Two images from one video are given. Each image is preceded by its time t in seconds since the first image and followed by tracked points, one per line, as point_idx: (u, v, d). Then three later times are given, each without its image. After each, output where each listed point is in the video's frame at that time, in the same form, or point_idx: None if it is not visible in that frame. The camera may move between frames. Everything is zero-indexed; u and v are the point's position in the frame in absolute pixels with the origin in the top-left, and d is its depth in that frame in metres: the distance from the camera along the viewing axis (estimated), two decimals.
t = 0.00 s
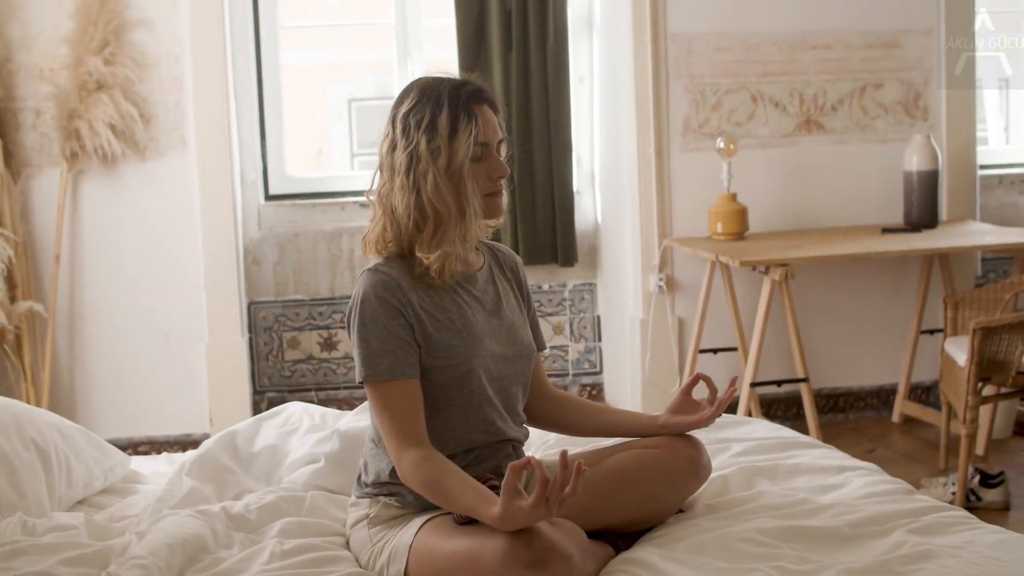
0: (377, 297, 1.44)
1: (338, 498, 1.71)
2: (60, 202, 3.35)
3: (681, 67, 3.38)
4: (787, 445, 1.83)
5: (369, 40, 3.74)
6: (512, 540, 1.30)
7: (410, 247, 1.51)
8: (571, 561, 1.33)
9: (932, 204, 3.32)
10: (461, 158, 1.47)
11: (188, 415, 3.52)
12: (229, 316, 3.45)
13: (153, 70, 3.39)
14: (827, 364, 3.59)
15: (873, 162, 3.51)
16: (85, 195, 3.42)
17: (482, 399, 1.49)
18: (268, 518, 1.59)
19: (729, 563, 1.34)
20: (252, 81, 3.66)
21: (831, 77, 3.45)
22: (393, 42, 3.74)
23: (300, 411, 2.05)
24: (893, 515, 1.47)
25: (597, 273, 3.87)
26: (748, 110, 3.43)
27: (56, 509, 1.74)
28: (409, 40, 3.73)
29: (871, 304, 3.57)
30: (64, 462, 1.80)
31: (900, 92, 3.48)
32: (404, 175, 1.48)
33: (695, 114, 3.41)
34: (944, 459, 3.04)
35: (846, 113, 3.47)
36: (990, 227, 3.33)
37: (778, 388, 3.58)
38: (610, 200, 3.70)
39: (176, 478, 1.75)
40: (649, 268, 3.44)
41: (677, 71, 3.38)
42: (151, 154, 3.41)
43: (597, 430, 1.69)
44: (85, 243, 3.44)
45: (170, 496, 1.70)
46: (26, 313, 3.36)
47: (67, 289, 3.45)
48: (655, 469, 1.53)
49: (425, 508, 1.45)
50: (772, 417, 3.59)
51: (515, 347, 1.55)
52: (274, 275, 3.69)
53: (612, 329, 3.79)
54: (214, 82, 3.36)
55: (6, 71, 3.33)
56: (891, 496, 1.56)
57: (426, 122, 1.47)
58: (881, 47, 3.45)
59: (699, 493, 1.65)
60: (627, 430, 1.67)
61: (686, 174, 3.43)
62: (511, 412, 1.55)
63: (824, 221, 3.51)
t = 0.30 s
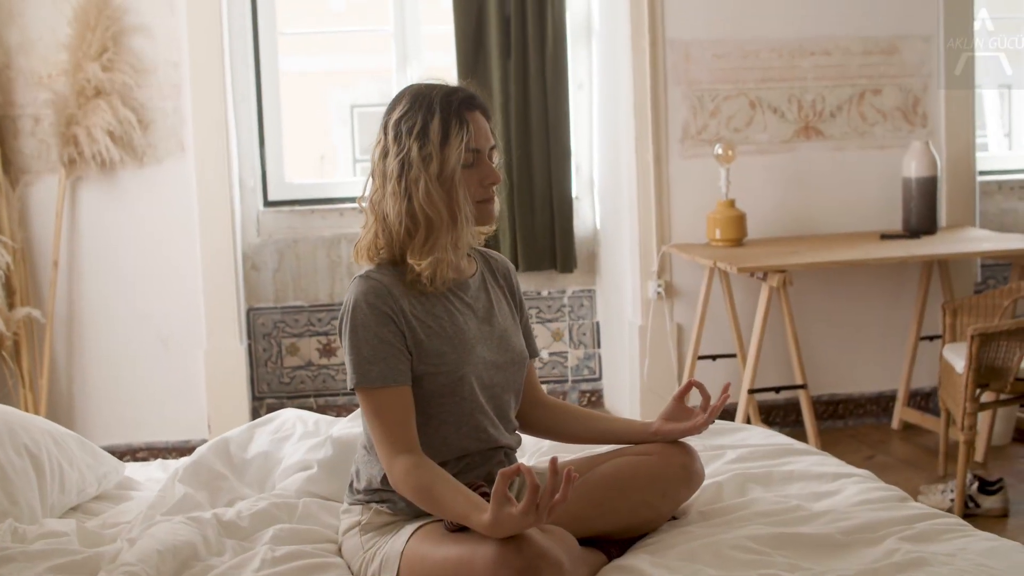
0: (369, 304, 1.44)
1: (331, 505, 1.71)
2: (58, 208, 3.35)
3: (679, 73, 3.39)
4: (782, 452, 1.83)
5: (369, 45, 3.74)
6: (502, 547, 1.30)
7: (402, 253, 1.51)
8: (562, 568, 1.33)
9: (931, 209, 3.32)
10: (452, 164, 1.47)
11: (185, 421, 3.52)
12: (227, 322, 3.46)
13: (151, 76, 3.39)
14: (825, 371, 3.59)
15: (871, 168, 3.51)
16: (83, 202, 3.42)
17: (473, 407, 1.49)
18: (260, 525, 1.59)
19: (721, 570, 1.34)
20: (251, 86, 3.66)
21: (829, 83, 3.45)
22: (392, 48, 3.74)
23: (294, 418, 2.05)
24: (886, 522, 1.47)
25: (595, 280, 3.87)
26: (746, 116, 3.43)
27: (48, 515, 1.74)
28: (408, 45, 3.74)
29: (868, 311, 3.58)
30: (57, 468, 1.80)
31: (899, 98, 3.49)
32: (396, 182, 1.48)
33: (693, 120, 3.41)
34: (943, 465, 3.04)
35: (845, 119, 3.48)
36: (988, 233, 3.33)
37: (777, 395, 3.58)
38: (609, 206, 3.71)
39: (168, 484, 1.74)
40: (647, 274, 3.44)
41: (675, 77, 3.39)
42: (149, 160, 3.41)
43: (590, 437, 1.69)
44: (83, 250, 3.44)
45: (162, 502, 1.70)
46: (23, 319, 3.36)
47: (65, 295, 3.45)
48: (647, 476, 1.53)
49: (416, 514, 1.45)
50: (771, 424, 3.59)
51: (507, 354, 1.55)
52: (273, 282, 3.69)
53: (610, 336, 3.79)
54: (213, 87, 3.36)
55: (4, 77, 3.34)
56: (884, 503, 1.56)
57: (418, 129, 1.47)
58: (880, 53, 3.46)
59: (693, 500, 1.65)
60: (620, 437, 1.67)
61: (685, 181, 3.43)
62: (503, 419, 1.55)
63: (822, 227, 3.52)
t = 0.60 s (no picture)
0: (371, 305, 1.44)
1: (334, 507, 1.71)
2: (66, 209, 3.36)
3: (686, 75, 3.38)
4: (787, 454, 1.82)
5: (377, 47, 3.75)
6: (503, 548, 1.30)
7: (403, 255, 1.51)
8: (564, 570, 1.32)
9: (939, 210, 3.31)
10: (454, 166, 1.47)
11: (193, 422, 3.53)
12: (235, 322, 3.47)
13: (158, 78, 3.40)
14: (832, 372, 3.58)
15: (879, 170, 3.51)
16: (91, 204, 3.43)
17: (475, 408, 1.49)
18: (263, 526, 1.59)
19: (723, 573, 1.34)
20: (259, 88, 3.67)
21: (837, 84, 3.45)
22: (399, 50, 3.74)
23: (298, 419, 2.05)
24: (889, 525, 1.47)
25: (603, 281, 3.88)
26: (754, 118, 3.43)
27: (51, 517, 1.74)
28: (415, 47, 3.74)
29: (875, 313, 3.57)
30: (60, 470, 1.80)
31: (907, 100, 3.48)
32: (398, 184, 1.48)
33: (701, 121, 3.41)
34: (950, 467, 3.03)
35: (852, 121, 3.47)
36: (995, 234, 3.32)
37: (785, 397, 3.57)
38: (616, 207, 3.71)
39: (172, 485, 1.75)
40: (654, 275, 3.44)
41: (682, 79, 3.39)
42: (157, 162, 3.42)
43: (593, 439, 1.69)
44: (91, 252, 3.45)
45: (165, 503, 1.70)
46: (31, 321, 3.37)
47: (73, 297, 3.46)
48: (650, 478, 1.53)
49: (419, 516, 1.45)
50: (778, 425, 3.59)
51: (509, 356, 1.55)
52: (280, 283, 3.70)
53: (618, 338, 3.79)
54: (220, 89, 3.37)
55: (13, 79, 3.35)
56: (888, 505, 1.56)
57: (419, 130, 1.48)
58: (888, 54, 3.45)
59: (696, 502, 1.64)
60: (623, 439, 1.67)
61: (692, 182, 3.43)
62: (505, 421, 1.55)
63: (829, 229, 3.51)
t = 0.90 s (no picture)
0: (377, 305, 1.44)
1: (341, 506, 1.71)
2: (79, 209, 3.37)
3: (699, 74, 3.38)
4: (796, 455, 1.82)
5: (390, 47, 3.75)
6: (508, 549, 1.30)
7: (410, 255, 1.51)
8: (569, 570, 1.32)
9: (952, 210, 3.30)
10: (460, 165, 1.47)
11: (205, 421, 3.54)
12: (248, 321, 3.48)
13: (171, 78, 3.41)
14: (844, 373, 3.57)
15: (892, 169, 3.49)
16: (103, 204, 3.44)
17: (482, 408, 1.49)
18: (270, 526, 1.59)
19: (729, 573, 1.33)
20: (272, 88, 3.68)
21: (850, 84, 3.43)
22: (412, 50, 3.74)
23: (306, 418, 2.06)
24: (896, 526, 1.46)
25: (616, 281, 3.87)
26: (767, 118, 3.42)
27: (60, 516, 1.75)
28: (427, 46, 3.74)
29: (888, 313, 3.55)
30: (70, 469, 1.81)
31: (920, 99, 3.46)
32: (404, 184, 1.48)
33: (713, 121, 3.40)
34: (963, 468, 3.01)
35: (865, 120, 3.46)
36: (1009, 234, 3.30)
37: (797, 397, 3.56)
38: (629, 207, 3.70)
39: (180, 485, 1.75)
40: (667, 275, 3.43)
41: (694, 78, 3.38)
42: (169, 162, 3.43)
43: (601, 439, 1.69)
44: (103, 251, 3.46)
45: (173, 503, 1.71)
46: (44, 320, 3.39)
47: (85, 296, 3.47)
48: (657, 478, 1.53)
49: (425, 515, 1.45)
50: (791, 426, 3.58)
51: (516, 356, 1.55)
52: (293, 283, 3.71)
53: (630, 338, 3.79)
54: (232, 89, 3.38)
55: (26, 80, 3.36)
56: (897, 506, 1.55)
57: (425, 130, 1.48)
58: (901, 54, 3.44)
59: (704, 503, 1.64)
60: (630, 439, 1.66)
61: (704, 182, 3.42)
62: (512, 422, 1.55)
63: (841, 228, 3.50)
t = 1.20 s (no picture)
0: (385, 305, 1.44)
1: (350, 506, 1.71)
2: (93, 209, 3.38)
3: (711, 73, 3.37)
4: (806, 455, 1.81)
5: (402, 47, 3.75)
6: (514, 548, 1.30)
7: (418, 255, 1.51)
8: (576, 570, 1.32)
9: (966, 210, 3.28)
10: (468, 165, 1.47)
11: (217, 420, 3.55)
12: (260, 321, 3.49)
13: (184, 79, 3.42)
14: (856, 373, 3.56)
15: (904, 169, 3.48)
16: (116, 203, 3.46)
17: (490, 408, 1.49)
18: (278, 525, 1.59)
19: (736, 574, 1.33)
20: (284, 88, 3.69)
21: (863, 84, 3.42)
22: (424, 50, 3.75)
23: (315, 418, 2.06)
24: (905, 527, 1.45)
25: (628, 281, 3.87)
26: (780, 118, 3.41)
27: (70, 515, 1.75)
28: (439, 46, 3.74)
29: (900, 313, 3.54)
30: (79, 467, 1.82)
31: (934, 98, 3.45)
32: (411, 184, 1.49)
33: (725, 121, 3.40)
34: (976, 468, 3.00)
35: (878, 119, 3.44)
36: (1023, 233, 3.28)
37: (809, 397, 3.55)
38: (641, 207, 3.70)
39: (189, 484, 1.76)
40: (679, 275, 3.43)
41: (707, 78, 3.37)
42: (182, 161, 3.44)
43: (609, 439, 1.68)
44: (116, 251, 3.48)
45: (182, 502, 1.71)
46: (57, 320, 3.40)
47: (98, 295, 3.49)
48: (665, 478, 1.53)
49: (432, 515, 1.45)
50: (803, 426, 3.57)
51: (524, 356, 1.55)
52: (305, 282, 3.72)
53: (643, 338, 3.78)
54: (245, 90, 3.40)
55: (39, 80, 3.38)
56: (906, 507, 1.54)
57: (433, 130, 1.48)
58: (914, 53, 3.42)
59: (712, 503, 1.64)
60: (639, 439, 1.66)
61: (717, 182, 3.41)
62: (520, 421, 1.55)
63: (853, 228, 3.49)
